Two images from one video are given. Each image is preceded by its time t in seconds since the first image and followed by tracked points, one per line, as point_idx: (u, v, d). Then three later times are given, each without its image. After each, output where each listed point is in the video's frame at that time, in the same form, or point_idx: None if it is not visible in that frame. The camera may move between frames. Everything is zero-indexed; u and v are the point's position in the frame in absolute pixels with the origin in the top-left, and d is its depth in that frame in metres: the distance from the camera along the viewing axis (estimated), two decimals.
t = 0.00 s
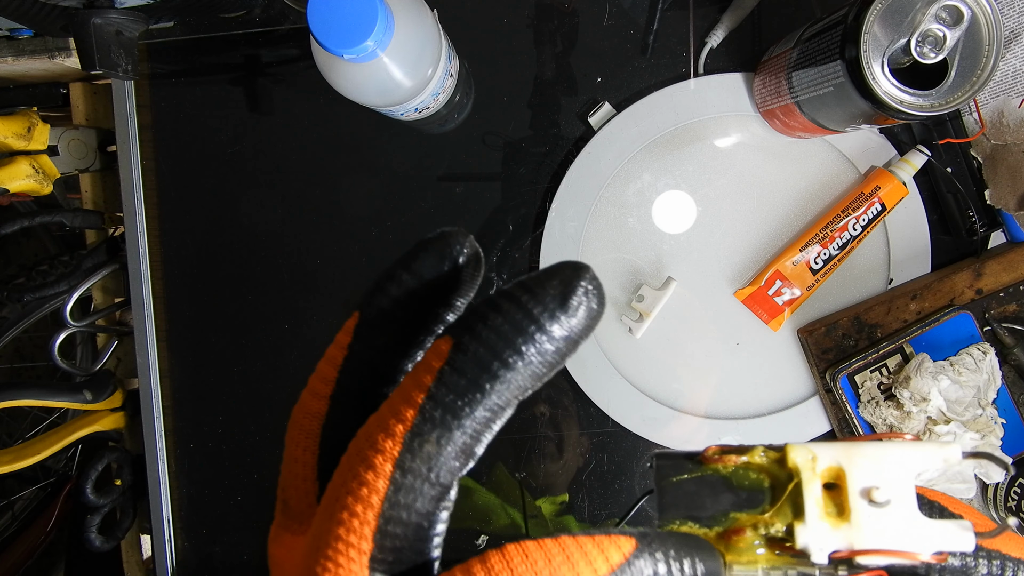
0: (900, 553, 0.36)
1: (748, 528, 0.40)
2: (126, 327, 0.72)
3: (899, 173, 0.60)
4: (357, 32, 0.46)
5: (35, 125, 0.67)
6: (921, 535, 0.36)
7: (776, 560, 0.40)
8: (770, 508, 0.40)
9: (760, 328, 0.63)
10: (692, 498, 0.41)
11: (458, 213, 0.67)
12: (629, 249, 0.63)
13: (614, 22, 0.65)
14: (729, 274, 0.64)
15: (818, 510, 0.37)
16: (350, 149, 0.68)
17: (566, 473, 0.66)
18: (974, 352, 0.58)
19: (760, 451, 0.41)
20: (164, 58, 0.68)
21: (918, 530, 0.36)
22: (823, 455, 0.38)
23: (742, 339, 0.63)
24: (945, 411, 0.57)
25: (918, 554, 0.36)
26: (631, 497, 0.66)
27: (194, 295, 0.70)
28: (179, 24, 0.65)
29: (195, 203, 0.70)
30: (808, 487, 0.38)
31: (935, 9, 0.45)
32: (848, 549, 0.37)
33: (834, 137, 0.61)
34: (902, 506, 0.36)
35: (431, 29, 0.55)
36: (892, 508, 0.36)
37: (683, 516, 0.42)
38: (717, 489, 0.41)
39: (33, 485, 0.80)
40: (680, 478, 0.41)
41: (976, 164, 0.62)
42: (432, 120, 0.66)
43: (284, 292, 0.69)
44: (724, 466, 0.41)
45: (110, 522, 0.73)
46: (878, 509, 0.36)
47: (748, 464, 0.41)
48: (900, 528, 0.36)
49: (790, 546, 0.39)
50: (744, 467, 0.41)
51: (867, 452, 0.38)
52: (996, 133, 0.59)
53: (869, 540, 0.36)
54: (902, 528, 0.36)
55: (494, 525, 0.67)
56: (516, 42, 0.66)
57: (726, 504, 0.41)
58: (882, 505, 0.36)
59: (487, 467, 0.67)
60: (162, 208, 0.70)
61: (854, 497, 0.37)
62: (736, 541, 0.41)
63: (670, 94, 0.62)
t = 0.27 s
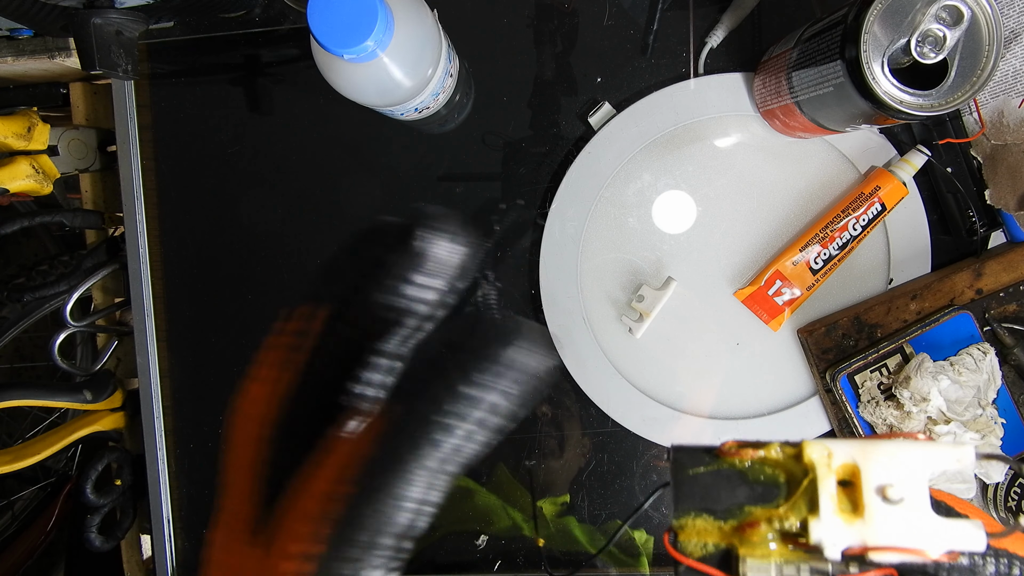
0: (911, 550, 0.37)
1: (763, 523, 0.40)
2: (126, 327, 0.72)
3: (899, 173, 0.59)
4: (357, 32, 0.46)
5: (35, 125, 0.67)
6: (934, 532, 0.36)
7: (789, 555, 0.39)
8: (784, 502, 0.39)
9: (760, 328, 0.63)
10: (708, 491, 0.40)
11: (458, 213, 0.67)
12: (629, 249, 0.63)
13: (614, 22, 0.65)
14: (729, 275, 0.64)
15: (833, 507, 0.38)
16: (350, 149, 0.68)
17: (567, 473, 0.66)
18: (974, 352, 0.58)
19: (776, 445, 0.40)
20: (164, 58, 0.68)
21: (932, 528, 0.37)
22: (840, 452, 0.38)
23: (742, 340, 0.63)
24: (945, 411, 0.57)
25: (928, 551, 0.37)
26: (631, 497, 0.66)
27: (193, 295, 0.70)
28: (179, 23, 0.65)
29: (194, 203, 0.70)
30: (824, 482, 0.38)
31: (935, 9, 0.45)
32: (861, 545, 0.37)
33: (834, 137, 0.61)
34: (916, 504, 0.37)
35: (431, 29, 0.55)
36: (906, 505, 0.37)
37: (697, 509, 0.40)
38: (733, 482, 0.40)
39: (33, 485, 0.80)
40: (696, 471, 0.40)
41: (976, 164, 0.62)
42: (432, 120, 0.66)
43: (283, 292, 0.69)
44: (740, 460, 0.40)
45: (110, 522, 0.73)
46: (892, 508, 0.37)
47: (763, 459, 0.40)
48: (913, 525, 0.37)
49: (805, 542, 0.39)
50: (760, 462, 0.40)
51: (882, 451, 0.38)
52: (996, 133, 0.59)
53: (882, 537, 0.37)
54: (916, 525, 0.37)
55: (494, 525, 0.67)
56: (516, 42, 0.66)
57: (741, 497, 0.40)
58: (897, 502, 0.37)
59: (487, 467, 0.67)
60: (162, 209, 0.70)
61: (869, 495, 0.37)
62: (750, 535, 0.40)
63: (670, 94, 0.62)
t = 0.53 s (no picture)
0: (908, 566, 0.36)
1: (757, 538, 0.39)
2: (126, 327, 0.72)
3: (899, 173, 0.59)
4: (357, 32, 0.46)
5: (35, 125, 0.67)
6: (933, 548, 0.35)
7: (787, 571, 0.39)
8: (779, 518, 0.39)
9: (760, 328, 0.63)
10: (701, 509, 0.40)
11: (458, 213, 0.67)
12: (629, 249, 0.63)
13: (614, 22, 0.65)
14: (729, 274, 0.64)
15: (828, 522, 0.37)
16: (350, 149, 0.68)
17: (567, 473, 0.66)
18: (974, 352, 0.58)
19: (769, 460, 0.40)
20: (164, 58, 0.68)
21: (929, 543, 0.35)
22: (833, 466, 0.38)
23: (743, 339, 0.63)
24: (945, 411, 0.57)
25: (929, 566, 0.36)
26: (631, 497, 0.66)
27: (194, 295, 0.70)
28: (179, 23, 0.65)
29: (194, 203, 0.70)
30: (818, 498, 0.37)
31: (935, 9, 0.45)
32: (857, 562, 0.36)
33: (834, 137, 0.61)
34: (914, 519, 0.36)
35: (430, 29, 0.55)
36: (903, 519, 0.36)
37: (692, 527, 0.40)
38: (727, 500, 0.40)
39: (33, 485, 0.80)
40: (688, 488, 0.40)
41: (976, 164, 0.62)
42: (432, 120, 0.66)
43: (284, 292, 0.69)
44: (734, 475, 0.40)
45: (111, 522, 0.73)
46: (887, 521, 0.36)
47: (756, 475, 0.40)
48: (908, 539, 0.36)
49: (799, 557, 0.38)
50: (752, 477, 0.40)
51: (876, 463, 0.37)
52: (996, 133, 0.59)
53: (878, 553, 0.36)
54: (911, 540, 0.36)
55: (494, 526, 0.67)
56: (516, 42, 0.66)
57: (735, 514, 0.40)
58: (893, 517, 0.36)
59: (487, 467, 0.67)
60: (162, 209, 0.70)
61: (863, 508, 0.36)
62: (745, 552, 0.40)
63: (670, 94, 0.62)
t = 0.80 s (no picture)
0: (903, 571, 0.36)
1: (754, 548, 0.40)
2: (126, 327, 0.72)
3: (899, 173, 0.59)
4: (357, 32, 0.46)
5: (35, 125, 0.67)
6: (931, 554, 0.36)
7: None
8: (776, 527, 0.39)
9: (760, 328, 0.63)
10: (697, 517, 0.41)
11: (458, 213, 0.67)
12: (629, 249, 0.63)
13: (614, 22, 0.65)
14: (729, 274, 0.64)
15: (825, 529, 0.37)
16: (350, 149, 0.68)
17: (567, 473, 0.66)
18: (974, 352, 0.58)
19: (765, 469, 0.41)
20: (165, 58, 0.68)
21: (924, 549, 0.36)
22: (829, 473, 0.38)
23: (743, 340, 0.63)
24: (945, 411, 0.57)
25: (923, 572, 0.36)
26: (631, 497, 0.66)
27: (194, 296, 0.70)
28: (180, 24, 0.65)
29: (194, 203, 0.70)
30: (814, 505, 0.38)
31: (935, 9, 0.45)
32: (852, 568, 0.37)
33: (834, 137, 0.61)
34: (906, 523, 0.37)
35: (431, 29, 0.55)
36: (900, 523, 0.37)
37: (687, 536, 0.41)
38: (723, 508, 0.41)
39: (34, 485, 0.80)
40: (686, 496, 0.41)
41: (976, 164, 0.62)
42: (432, 120, 0.66)
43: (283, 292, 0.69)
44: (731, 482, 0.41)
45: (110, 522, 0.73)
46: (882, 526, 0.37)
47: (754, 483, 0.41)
48: (904, 544, 0.36)
49: (795, 566, 0.39)
50: (749, 485, 0.41)
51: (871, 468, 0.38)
52: (995, 134, 0.59)
53: (876, 560, 0.36)
54: (909, 544, 0.36)
55: (495, 526, 0.67)
56: (516, 42, 0.66)
57: (732, 522, 0.40)
58: (888, 523, 0.37)
59: (487, 467, 0.67)
60: (162, 209, 0.70)
61: (861, 516, 0.37)
62: (742, 561, 0.40)
63: (670, 94, 0.62)
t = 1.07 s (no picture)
0: None
1: None
2: (126, 327, 0.72)
3: (899, 173, 0.59)
4: (357, 32, 0.46)
5: (35, 125, 0.67)
6: None
7: None
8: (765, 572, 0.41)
9: (760, 328, 0.63)
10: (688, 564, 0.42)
11: (458, 213, 0.67)
12: (629, 249, 0.63)
13: (614, 23, 0.65)
14: (729, 274, 0.64)
15: None
16: (350, 149, 0.68)
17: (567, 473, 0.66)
18: (974, 352, 0.58)
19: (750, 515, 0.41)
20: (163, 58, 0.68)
21: None
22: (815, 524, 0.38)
23: (742, 340, 0.63)
24: (945, 411, 0.57)
25: None
26: (631, 497, 0.66)
27: (194, 295, 0.70)
28: (179, 23, 0.65)
29: (194, 203, 0.70)
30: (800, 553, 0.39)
31: (935, 9, 0.45)
32: None
33: (834, 137, 0.61)
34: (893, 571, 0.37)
35: (431, 30, 0.55)
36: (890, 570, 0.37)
37: None
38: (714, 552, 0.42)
39: (33, 485, 0.80)
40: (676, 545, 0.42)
41: (976, 164, 0.62)
42: (432, 120, 0.66)
43: (283, 292, 0.69)
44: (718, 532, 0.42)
45: (110, 522, 0.73)
46: None
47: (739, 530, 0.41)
48: None
49: None
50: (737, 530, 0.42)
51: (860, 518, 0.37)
52: (995, 133, 0.59)
53: None
54: None
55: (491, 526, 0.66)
56: (516, 42, 0.66)
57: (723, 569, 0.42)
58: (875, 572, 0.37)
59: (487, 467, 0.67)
60: (162, 209, 0.70)
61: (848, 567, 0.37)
62: None
63: (670, 94, 0.61)
